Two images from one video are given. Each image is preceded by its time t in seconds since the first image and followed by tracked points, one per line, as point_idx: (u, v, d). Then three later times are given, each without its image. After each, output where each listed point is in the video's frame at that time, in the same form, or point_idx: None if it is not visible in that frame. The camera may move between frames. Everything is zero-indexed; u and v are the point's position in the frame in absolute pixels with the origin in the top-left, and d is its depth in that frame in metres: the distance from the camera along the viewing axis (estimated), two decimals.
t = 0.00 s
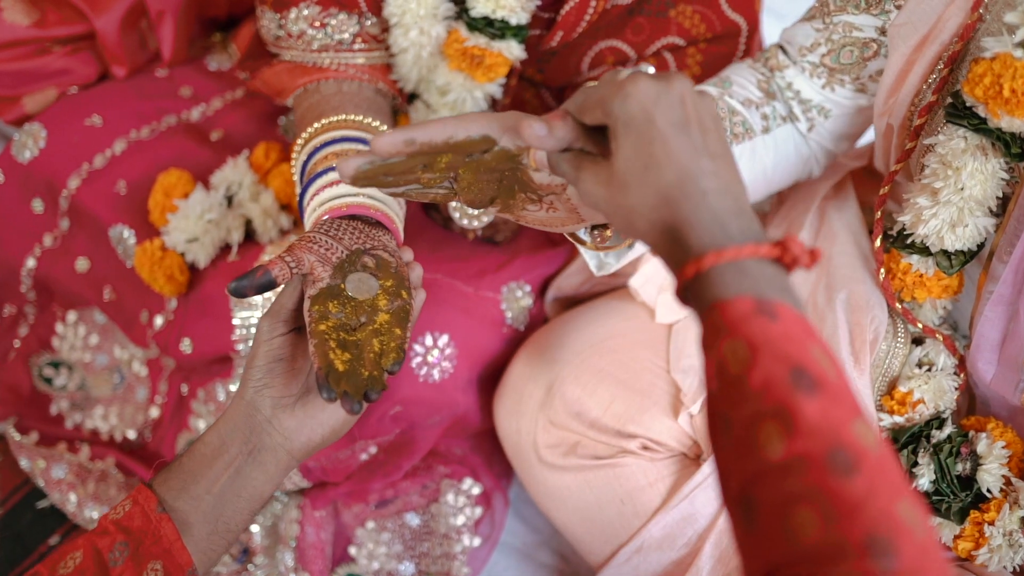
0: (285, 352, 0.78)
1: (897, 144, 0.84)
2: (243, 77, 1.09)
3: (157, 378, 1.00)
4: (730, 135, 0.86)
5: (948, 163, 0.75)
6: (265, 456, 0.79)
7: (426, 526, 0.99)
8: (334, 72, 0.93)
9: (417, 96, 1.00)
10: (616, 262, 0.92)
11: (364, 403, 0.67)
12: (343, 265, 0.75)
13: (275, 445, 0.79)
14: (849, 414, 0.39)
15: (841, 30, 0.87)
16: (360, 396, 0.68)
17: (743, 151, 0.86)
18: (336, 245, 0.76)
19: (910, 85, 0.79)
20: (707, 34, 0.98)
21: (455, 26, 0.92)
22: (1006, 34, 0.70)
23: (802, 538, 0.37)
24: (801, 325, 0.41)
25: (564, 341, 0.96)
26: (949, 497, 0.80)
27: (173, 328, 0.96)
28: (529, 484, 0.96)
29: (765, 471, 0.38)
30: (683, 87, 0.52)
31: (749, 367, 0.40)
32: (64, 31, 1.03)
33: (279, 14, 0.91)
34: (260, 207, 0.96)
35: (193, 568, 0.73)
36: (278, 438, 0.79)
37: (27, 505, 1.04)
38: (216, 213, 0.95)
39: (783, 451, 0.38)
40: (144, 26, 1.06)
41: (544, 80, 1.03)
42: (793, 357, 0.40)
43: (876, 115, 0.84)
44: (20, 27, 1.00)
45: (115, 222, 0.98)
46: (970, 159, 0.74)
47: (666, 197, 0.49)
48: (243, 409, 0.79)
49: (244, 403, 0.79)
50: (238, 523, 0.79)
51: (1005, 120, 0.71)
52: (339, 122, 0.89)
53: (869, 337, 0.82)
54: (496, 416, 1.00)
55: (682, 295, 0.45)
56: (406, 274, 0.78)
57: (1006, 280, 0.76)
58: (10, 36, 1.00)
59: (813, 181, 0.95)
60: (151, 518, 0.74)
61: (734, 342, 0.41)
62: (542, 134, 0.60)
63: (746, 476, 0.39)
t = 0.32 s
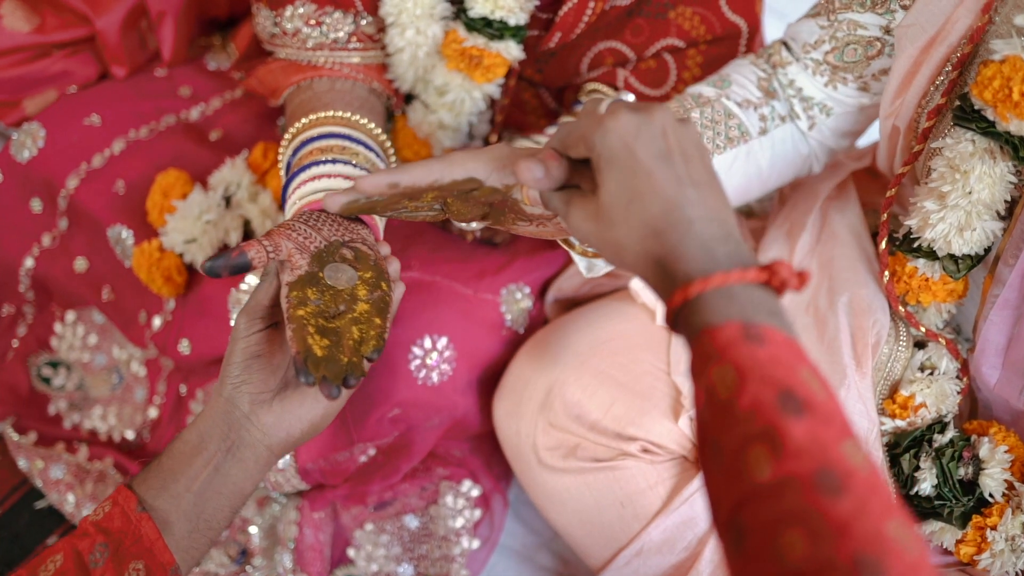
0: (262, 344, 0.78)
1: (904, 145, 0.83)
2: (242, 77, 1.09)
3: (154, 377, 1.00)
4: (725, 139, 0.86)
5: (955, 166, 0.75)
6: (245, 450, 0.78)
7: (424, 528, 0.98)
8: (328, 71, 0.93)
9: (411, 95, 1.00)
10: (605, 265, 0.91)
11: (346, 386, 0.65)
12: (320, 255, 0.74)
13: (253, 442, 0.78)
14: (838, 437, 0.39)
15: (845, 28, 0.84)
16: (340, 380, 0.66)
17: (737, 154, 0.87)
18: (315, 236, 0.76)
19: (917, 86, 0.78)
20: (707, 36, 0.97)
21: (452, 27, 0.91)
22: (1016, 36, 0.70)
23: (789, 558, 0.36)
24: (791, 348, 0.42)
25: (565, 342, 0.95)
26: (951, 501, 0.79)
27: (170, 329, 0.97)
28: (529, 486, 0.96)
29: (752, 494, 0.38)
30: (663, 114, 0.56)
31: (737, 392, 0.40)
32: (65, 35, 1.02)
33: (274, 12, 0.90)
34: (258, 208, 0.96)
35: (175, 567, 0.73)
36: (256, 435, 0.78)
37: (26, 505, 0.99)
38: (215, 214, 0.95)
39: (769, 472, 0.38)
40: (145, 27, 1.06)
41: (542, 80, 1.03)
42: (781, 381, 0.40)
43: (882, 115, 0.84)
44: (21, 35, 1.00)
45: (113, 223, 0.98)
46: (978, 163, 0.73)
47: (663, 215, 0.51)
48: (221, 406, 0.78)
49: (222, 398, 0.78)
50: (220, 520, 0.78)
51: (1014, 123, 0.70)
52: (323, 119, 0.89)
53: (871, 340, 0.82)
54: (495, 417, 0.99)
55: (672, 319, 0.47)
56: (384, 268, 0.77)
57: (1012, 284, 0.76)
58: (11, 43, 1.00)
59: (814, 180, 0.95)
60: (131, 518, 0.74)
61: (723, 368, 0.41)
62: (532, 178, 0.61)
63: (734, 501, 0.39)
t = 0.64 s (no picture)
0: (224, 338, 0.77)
1: (908, 146, 0.83)
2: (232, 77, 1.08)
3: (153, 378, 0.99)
4: (738, 141, 0.85)
5: (960, 167, 0.74)
6: (203, 443, 0.77)
7: (424, 531, 0.97)
8: (311, 67, 0.92)
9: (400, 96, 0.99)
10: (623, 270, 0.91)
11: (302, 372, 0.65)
12: (278, 243, 0.74)
13: (213, 434, 0.77)
14: (837, 443, 0.40)
15: (853, 29, 0.84)
16: (298, 367, 0.65)
17: (751, 155, 0.86)
18: (272, 225, 0.75)
19: (923, 86, 0.77)
20: (707, 37, 0.96)
21: (450, 25, 0.91)
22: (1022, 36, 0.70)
23: (784, 558, 0.36)
24: (794, 356, 0.43)
25: (565, 344, 0.95)
26: (954, 505, 0.80)
27: (170, 331, 0.95)
28: (530, 488, 0.95)
29: (749, 495, 0.39)
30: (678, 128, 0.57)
31: (739, 395, 0.42)
32: (66, 38, 1.02)
33: (262, 5, 0.90)
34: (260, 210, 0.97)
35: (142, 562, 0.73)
36: (216, 428, 0.77)
37: (26, 506, 1.04)
38: (214, 215, 0.94)
39: (767, 475, 0.39)
40: (146, 27, 1.05)
41: (539, 77, 1.02)
42: (782, 387, 0.41)
43: (887, 116, 0.83)
44: (22, 37, 0.99)
45: (112, 223, 0.97)
46: (983, 163, 0.72)
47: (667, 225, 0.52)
48: (179, 400, 0.77)
49: (181, 391, 0.77)
50: (183, 514, 0.77)
51: (1020, 123, 0.70)
52: (292, 113, 0.89)
53: (874, 343, 0.81)
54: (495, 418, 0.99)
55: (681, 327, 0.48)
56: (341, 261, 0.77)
57: (1017, 286, 0.75)
58: (12, 46, 0.99)
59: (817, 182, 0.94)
60: (93, 518, 0.72)
61: (725, 373, 0.43)
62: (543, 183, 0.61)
63: (734, 502, 0.40)
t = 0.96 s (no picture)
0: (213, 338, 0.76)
1: (913, 148, 0.82)
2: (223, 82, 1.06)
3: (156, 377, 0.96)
4: (748, 148, 0.86)
5: (963, 170, 0.74)
6: (186, 442, 0.77)
7: (425, 533, 0.97)
8: (282, 63, 0.91)
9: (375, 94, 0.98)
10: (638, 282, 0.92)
11: (327, 359, 0.66)
12: (267, 241, 0.75)
13: (198, 434, 0.77)
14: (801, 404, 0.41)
15: (858, 36, 0.84)
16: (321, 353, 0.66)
17: (762, 163, 0.86)
18: (260, 221, 0.76)
19: (926, 88, 0.77)
20: (704, 35, 0.95)
21: (446, 23, 0.91)
22: None
23: (752, 519, 0.38)
24: (756, 324, 0.44)
25: (566, 346, 0.95)
26: (957, 509, 0.79)
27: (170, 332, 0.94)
28: (530, 490, 0.95)
29: (717, 461, 0.40)
30: (640, 134, 0.57)
31: (702, 368, 0.43)
32: (68, 39, 1.01)
33: None
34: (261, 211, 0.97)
35: (127, 563, 0.72)
36: (200, 427, 0.77)
37: (26, 507, 1.05)
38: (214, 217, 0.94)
39: (733, 441, 0.40)
40: (149, 28, 1.05)
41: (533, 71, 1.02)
42: (745, 355, 0.42)
43: (889, 119, 0.83)
44: (24, 39, 0.99)
45: (114, 224, 0.97)
46: (985, 166, 0.72)
47: (675, 231, 0.50)
48: (163, 400, 0.76)
49: (164, 390, 0.76)
50: (168, 514, 0.76)
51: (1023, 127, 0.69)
52: (260, 111, 0.87)
53: (876, 347, 0.81)
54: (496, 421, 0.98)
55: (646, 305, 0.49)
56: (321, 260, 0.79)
57: (1021, 289, 0.75)
58: (15, 48, 0.99)
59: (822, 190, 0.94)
60: (78, 520, 0.71)
61: (689, 348, 0.44)
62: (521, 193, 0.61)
63: (703, 470, 0.41)
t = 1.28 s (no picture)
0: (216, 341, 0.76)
1: (913, 149, 0.82)
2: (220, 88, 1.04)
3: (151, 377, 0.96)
4: (739, 145, 0.86)
5: (964, 172, 0.74)
6: (183, 445, 0.77)
7: (425, 534, 0.97)
8: (263, 59, 0.90)
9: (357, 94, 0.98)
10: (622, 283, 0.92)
11: (360, 362, 0.69)
12: (274, 243, 0.75)
13: (196, 434, 0.77)
14: (737, 348, 0.42)
15: (859, 39, 0.83)
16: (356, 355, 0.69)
17: (755, 162, 0.86)
18: (265, 221, 0.76)
19: (927, 90, 0.77)
20: (701, 34, 0.95)
21: (444, 21, 0.91)
22: None
23: (692, 461, 0.38)
24: (689, 273, 0.45)
25: (572, 345, 0.93)
26: (958, 513, 0.80)
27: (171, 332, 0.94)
28: (529, 492, 0.95)
29: (658, 409, 0.41)
30: (562, 100, 0.61)
31: (638, 322, 0.43)
32: (70, 40, 1.01)
33: None
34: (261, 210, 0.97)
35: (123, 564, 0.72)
36: (198, 428, 0.77)
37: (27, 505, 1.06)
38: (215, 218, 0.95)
39: (672, 388, 0.41)
40: (150, 28, 1.05)
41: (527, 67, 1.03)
42: (680, 304, 0.43)
43: (889, 121, 0.82)
44: (25, 40, 0.99)
45: (115, 224, 0.97)
46: (987, 169, 0.72)
47: (610, 190, 0.53)
48: (162, 400, 0.75)
49: (163, 392, 0.75)
50: (163, 516, 0.76)
51: None
52: (245, 109, 0.86)
53: (877, 349, 0.81)
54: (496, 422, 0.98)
55: (584, 261, 0.50)
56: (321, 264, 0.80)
57: None
58: (16, 48, 0.99)
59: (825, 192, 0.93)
60: (74, 521, 0.71)
61: (625, 303, 0.44)
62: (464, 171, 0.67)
63: (646, 420, 0.41)
